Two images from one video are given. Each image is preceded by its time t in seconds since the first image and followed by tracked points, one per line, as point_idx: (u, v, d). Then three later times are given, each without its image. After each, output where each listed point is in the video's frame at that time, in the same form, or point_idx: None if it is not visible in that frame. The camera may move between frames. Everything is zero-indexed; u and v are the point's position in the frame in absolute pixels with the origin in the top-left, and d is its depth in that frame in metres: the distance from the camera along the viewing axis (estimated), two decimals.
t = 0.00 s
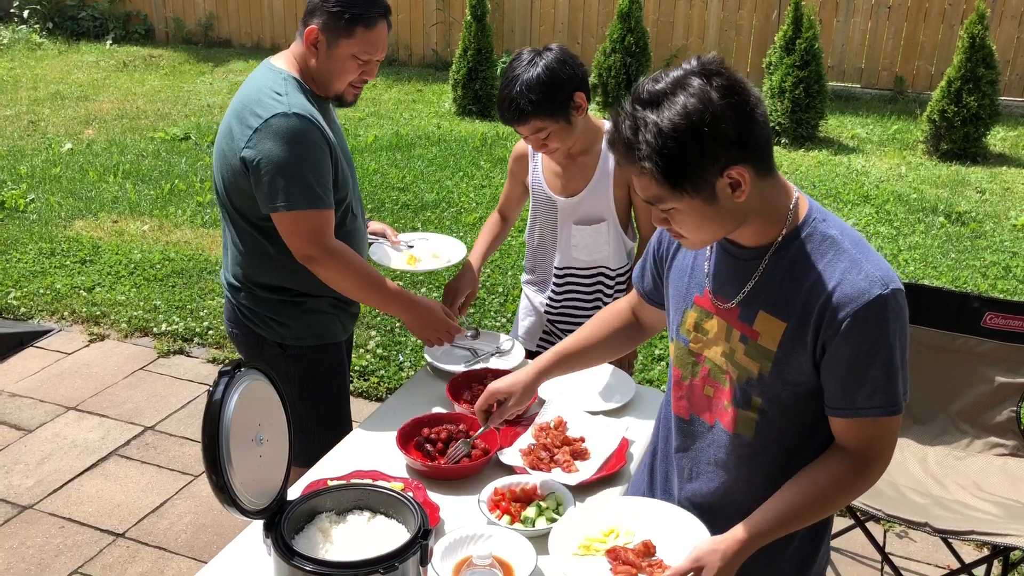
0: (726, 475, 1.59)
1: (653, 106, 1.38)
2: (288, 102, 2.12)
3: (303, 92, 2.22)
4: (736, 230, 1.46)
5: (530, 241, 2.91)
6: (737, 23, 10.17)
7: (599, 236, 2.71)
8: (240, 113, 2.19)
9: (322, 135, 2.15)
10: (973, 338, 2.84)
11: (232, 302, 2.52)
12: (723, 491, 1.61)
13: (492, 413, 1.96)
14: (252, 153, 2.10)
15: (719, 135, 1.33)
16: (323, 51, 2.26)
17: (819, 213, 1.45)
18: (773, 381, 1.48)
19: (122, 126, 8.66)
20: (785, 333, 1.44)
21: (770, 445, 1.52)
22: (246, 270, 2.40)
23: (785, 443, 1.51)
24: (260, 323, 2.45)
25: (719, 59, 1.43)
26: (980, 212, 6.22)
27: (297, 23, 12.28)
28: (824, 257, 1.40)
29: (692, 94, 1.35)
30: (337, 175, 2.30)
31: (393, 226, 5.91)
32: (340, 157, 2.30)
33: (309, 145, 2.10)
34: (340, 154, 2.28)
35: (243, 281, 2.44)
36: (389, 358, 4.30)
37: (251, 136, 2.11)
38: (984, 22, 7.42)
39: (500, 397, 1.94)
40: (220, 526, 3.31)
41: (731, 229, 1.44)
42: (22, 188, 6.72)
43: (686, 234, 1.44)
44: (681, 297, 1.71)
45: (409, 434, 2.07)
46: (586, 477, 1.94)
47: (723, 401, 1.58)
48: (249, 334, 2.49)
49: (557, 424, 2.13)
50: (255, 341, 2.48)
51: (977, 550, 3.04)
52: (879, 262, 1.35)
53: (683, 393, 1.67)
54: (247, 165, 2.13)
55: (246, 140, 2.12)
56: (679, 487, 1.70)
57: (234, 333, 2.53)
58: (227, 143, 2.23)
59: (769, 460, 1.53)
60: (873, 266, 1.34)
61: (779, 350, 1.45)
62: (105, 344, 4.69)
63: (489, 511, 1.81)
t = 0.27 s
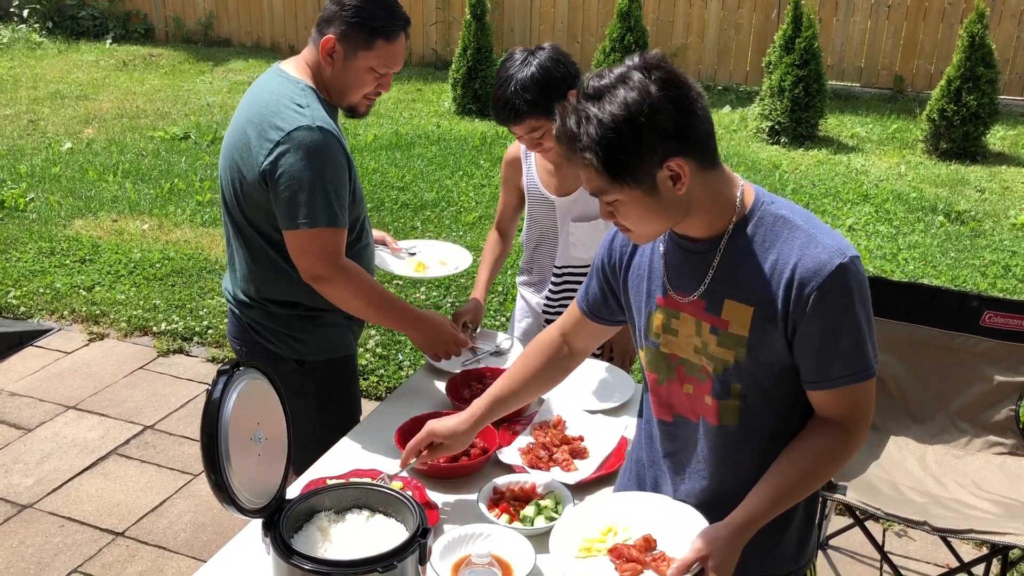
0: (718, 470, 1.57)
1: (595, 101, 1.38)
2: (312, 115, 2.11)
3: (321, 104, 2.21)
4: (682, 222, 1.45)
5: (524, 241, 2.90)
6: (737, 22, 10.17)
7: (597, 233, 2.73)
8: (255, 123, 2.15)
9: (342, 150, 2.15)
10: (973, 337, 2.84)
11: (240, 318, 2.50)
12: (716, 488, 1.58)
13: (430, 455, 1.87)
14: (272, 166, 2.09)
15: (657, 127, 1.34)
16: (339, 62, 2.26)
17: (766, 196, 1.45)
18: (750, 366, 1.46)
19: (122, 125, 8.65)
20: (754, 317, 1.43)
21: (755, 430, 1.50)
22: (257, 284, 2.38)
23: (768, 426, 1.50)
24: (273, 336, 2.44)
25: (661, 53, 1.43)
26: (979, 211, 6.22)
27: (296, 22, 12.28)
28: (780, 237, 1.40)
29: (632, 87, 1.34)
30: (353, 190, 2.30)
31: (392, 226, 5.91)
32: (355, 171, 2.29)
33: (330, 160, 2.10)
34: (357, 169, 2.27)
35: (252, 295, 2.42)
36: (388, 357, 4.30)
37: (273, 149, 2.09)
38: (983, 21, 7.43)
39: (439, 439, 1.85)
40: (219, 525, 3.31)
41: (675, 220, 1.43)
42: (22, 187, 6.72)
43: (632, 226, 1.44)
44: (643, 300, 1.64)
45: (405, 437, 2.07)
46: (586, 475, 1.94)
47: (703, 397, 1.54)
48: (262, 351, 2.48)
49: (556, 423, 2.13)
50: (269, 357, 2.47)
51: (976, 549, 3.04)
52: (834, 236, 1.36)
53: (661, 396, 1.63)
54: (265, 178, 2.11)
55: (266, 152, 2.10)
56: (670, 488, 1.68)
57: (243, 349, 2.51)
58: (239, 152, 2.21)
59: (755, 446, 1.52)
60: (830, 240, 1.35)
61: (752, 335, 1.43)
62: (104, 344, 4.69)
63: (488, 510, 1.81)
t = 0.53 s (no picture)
0: (709, 463, 1.56)
1: (558, 106, 1.37)
2: (302, 119, 2.10)
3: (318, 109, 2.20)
4: (650, 223, 1.45)
5: (520, 244, 2.89)
6: (733, 21, 10.17)
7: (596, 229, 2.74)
8: (245, 127, 2.16)
9: (330, 156, 2.13)
10: (968, 335, 2.88)
11: (235, 324, 2.49)
12: (707, 484, 1.58)
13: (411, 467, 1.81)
14: (255, 167, 2.08)
15: (619, 131, 1.33)
16: (347, 70, 2.24)
17: (736, 191, 1.45)
18: (732, 361, 1.45)
19: (117, 125, 8.63)
20: (733, 311, 1.42)
21: (741, 422, 1.50)
22: (250, 291, 2.37)
23: (755, 418, 1.49)
24: (269, 347, 2.43)
25: (623, 58, 1.42)
26: (974, 209, 6.23)
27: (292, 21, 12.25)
28: (753, 230, 1.40)
29: (592, 93, 1.34)
30: (342, 197, 2.28)
31: (388, 225, 5.91)
32: (346, 178, 2.28)
33: (315, 166, 2.08)
34: (344, 176, 2.25)
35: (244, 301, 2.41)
36: (384, 357, 4.29)
37: (259, 150, 2.08)
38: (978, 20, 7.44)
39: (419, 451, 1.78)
40: (215, 525, 3.30)
41: (644, 220, 1.43)
42: (16, 187, 6.69)
43: (601, 229, 1.43)
44: (620, 301, 1.63)
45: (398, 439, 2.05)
46: (581, 475, 1.93)
47: (687, 394, 1.53)
48: (256, 357, 2.47)
49: (553, 423, 2.13)
50: (263, 363, 2.45)
51: (972, 547, 3.05)
52: (805, 226, 1.36)
53: (643, 395, 1.62)
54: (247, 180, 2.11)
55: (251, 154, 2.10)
56: (659, 486, 1.67)
57: (237, 354, 2.50)
58: (228, 155, 2.21)
59: (743, 439, 1.52)
60: (802, 230, 1.35)
61: (731, 329, 1.43)
62: (99, 344, 4.68)
63: (484, 510, 1.80)
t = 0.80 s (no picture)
0: (698, 463, 1.57)
1: (551, 111, 1.37)
2: (276, 116, 2.10)
3: (299, 108, 2.21)
4: (646, 225, 1.45)
5: (513, 245, 2.89)
6: (726, 20, 10.18)
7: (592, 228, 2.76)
8: (226, 128, 2.16)
9: (307, 153, 2.13)
10: (960, 334, 2.89)
11: (224, 325, 2.51)
12: (696, 484, 1.58)
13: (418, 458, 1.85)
14: (233, 167, 2.09)
15: (613, 136, 1.33)
16: (340, 73, 2.23)
17: (731, 194, 1.45)
18: (722, 363, 1.46)
19: (110, 127, 8.61)
20: (725, 314, 1.42)
21: (731, 423, 1.50)
22: (235, 293, 2.38)
23: (744, 420, 1.50)
24: (251, 349, 2.44)
25: (616, 60, 1.42)
26: (967, 207, 6.25)
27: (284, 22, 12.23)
28: (746, 233, 1.40)
29: (586, 97, 1.34)
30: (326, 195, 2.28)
31: (382, 226, 5.90)
32: (329, 175, 2.27)
33: (291, 164, 2.08)
34: (326, 173, 2.25)
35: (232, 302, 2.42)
36: (379, 357, 4.28)
37: (234, 150, 2.09)
38: (970, 19, 7.47)
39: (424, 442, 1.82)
40: (209, 527, 3.29)
41: (639, 223, 1.43)
42: (9, 189, 6.66)
43: (597, 231, 1.44)
44: (612, 302, 1.64)
45: (393, 439, 2.05)
46: (575, 475, 1.94)
47: (676, 394, 1.54)
48: (240, 357, 2.48)
49: (547, 423, 2.13)
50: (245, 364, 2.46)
51: (965, 545, 3.06)
52: (798, 230, 1.36)
53: (632, 393, 1.62)
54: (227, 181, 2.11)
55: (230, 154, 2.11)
56: (649, 486, 1.67)
57: (225, 355, 2.52)
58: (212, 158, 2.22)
59: (733, 439, 1.52)
60: (795, 234, 1.35)
61: (722, 332, 1.43)
62: (93, 346, 4.66)
63: (477, 510, 1.80)
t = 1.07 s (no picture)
0: (692, 463, 1.57)
1: (550, 109, 1.37)
2: (269, 111, 2.10)
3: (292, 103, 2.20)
4: (644, 223, 1.45)
5: (506, 245, 2.88)
6: (719, 19, 10.20)
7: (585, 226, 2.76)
8: (220, 127, 2.16)
9: (304, 147, 2.13)
10: (954, 332, 2.89)
11: (219, 323, 2.51)
12: (691, 483, 1.58)
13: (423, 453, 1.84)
14: (229, 165, 2.09)
15: (610, 134, 1.33)
16: (330, 67, 2.22)
17: (728, 193, 1.45)
18: (717, 363, 1.46)
19: (103, 128, 8.58)
20: (720, 313, 1.42)
21: (725, 423, 1.50)
22: (231, 293, 2.38)
23: (739, 420, 1.50)
24: (244, 347, 2.43)
25: (612, 58, 1.42)
26: (960, 206, 6.27)
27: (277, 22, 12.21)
28: (743, 232, 1.40)
29: (584, 96, 1.34)
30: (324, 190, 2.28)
31: (376, 226, 5.89)
32: (325, 171, 2.27)
33: (290, 157, 2.08)
34: (324, 165, 2.25)
35: (228, 301, 2.42)
36: (373, 357, 4.28)
37: (231, 148, 2.09)
38: (962, 17, 7.49)
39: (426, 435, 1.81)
40: (204, 528, 3.28)
41: (637, 221, 1.43)
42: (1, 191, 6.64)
43: (595, 229, 1.44)
44: (610, 299, 1.64)
45: (388, 440, 2.05)
46: (569, 474, 1.94)
47: (671, 391, 1.54)
48: (233, 355, 2.48)
49: (541, 423, 2.13)
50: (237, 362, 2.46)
51: (960, 542, 3.06)
52: (796, 229, 1.36)
53: (628, 391, 1.63)
54: (225, 178, 2.11)
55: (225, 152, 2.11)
56: (643, 484, 1.67)
57: (220, 353, 2.53)
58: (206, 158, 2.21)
59: (728, 438, 1.52)
60: (791, 233, 1.35)
61: (717, 331, 1.43)
62: (86, 347, 4.65)
63: (472, 510, 1.80)
